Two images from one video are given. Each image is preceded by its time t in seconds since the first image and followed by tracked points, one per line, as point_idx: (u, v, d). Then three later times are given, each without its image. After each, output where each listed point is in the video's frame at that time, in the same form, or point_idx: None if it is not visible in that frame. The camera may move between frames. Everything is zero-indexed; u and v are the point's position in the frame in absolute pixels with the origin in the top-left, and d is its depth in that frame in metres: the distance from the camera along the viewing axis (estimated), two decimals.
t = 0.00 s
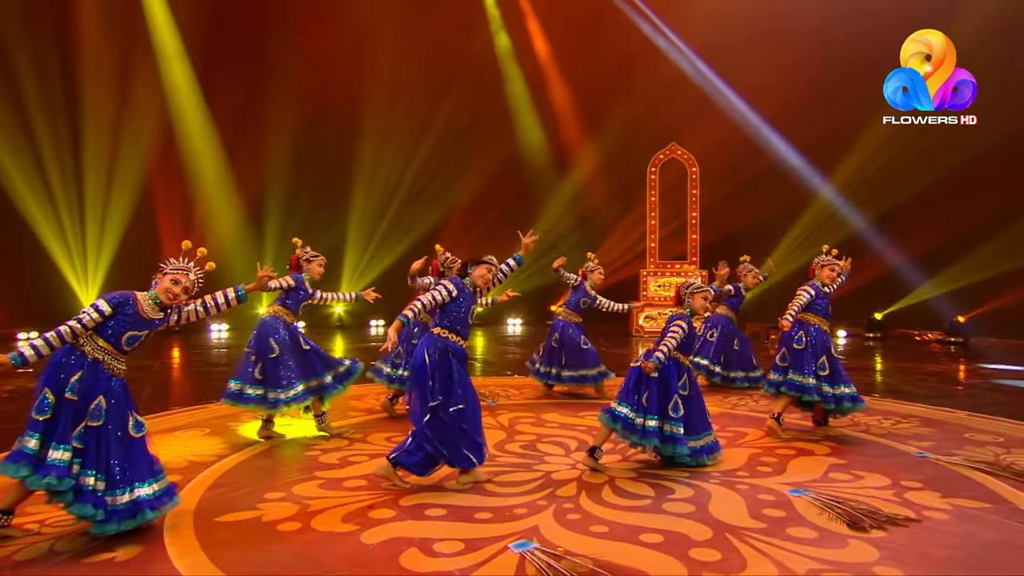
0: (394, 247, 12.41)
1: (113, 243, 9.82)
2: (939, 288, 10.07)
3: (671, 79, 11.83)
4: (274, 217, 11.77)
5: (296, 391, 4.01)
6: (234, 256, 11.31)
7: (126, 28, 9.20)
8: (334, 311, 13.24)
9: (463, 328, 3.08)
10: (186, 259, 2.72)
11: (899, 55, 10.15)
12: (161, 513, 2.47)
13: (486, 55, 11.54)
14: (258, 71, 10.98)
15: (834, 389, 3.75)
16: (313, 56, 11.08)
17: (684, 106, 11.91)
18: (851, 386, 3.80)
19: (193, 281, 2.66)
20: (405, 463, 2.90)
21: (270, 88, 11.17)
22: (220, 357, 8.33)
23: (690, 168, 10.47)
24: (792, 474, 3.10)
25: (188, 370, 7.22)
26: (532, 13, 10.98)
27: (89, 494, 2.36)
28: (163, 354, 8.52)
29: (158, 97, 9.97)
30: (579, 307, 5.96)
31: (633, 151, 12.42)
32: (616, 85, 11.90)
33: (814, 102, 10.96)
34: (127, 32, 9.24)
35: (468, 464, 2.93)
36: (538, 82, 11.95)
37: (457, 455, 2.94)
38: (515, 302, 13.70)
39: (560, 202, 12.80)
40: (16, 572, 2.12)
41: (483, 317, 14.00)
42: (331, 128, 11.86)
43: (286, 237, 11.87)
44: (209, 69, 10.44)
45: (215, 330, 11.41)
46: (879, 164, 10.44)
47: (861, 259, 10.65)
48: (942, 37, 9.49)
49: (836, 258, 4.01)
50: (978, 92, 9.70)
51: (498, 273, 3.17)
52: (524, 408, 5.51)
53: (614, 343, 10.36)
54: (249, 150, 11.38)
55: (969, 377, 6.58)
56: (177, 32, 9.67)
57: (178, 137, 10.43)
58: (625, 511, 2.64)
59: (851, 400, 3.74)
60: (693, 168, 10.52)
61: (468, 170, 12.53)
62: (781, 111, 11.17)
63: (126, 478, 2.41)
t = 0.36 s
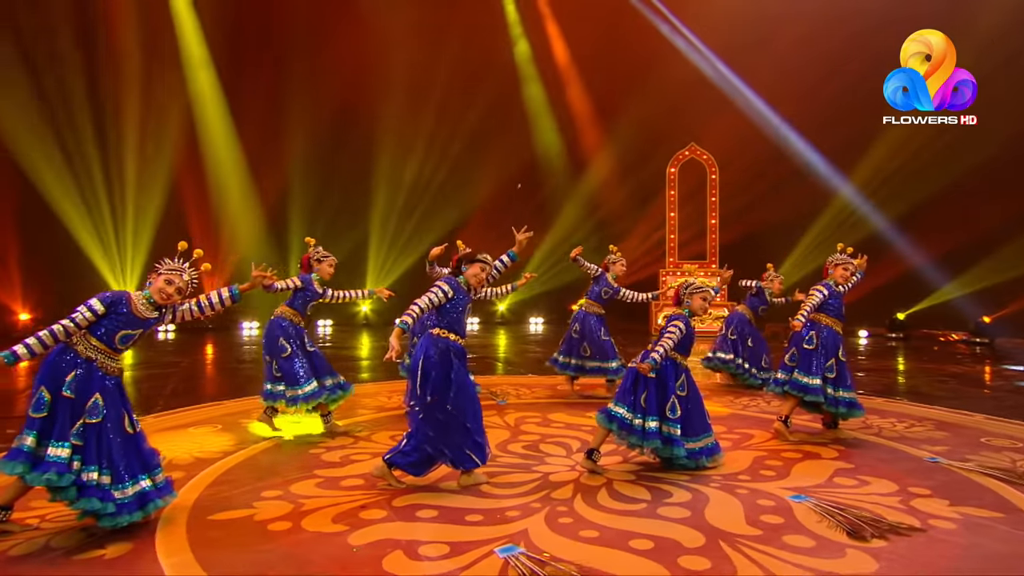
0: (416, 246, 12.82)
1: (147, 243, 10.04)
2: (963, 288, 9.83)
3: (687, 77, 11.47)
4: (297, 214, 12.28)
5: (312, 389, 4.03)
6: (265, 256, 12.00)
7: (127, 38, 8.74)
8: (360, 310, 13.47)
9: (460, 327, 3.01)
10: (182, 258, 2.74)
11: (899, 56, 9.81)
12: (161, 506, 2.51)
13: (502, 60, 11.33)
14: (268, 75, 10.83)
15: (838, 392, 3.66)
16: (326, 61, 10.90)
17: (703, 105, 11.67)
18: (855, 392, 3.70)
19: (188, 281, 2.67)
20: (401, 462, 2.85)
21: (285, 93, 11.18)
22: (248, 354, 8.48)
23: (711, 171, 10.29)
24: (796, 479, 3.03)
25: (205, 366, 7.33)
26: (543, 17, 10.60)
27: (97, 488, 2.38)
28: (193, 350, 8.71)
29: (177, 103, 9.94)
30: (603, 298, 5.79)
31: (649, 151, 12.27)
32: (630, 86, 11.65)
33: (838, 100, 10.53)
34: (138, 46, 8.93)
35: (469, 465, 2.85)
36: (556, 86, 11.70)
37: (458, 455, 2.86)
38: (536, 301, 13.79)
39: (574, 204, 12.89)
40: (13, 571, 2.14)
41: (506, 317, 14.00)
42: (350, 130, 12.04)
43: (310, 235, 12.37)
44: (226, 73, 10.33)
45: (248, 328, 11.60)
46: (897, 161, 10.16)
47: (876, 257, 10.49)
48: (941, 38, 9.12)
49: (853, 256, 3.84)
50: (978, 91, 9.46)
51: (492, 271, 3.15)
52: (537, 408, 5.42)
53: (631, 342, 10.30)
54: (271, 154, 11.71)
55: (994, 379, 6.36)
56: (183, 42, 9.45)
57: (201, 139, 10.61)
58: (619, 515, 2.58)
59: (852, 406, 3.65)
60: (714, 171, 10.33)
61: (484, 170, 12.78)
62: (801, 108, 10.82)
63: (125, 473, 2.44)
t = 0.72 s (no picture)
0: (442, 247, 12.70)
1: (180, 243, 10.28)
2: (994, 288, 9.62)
3: (708, 76, 11.30)
4: (323, 214, 12.28)
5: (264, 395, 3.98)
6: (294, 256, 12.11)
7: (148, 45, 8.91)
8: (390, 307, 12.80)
9: (458, 327, 2.99)
10: (181, 259, 2.83)
11: (899, 55, 9.88)
12: (157, 503, 2.60)
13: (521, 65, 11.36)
14: (286, 79, 10.95)
15: (851, 394, 3.53)
16: (343, 61, 10.98)
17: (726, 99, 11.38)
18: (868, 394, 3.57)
19: (186, 281, 2.75)
20: (398, 461, 2.86)
21: (303, 95, 11.26)
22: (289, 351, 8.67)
23: (733, 171, 10.16)
24: (803, 483, 2.96)
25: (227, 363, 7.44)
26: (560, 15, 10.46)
27: (80, 487, 2.48)
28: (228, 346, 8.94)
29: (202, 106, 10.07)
30: (602, 297, 5.72)
31: (669, 147, 11.91)
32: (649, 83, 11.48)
33: (861, 96, 10.36)
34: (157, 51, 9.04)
35: (464, 466, 2.85)
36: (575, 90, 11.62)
37: (451, 455, 2.87)
38: (562, 300, 13.34)
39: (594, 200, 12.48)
40: (14, 565, 2.18)
41: (532, 316, 13.47)
42: (372, 129, 12.08)
43: (337, 236, 12.41)
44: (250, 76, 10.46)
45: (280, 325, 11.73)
46: (922, 164, 10.03)
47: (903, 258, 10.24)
48: (942, 37, 9.23)
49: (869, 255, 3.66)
50: (978, 91, 9.56)
51: (495, 271, 3.09)
52: (548, 407, 5.34)
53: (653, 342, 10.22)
54: (294, 156, 11.77)
55: None
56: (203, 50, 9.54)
57: (230, 142, 10.75)
58: (613, 518, 2.54)
59: (864, 408, 3.53)
60: (736, 170, 10.18)
61: (505, 169, 12.51)
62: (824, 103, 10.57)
63: (115, 472, 2.52)
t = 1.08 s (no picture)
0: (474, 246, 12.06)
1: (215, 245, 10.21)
2: None
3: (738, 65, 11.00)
4: (354, 216, 11.82)
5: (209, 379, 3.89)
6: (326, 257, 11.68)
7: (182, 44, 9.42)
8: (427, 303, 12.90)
9: (460, 326, 2.98)
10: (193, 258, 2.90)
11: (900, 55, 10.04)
12: (163, 494, 2.67)
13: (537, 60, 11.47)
14: (309, 83, 11.07)
15: (871, 395, 3.39)
16: (367, 61, 11.14)
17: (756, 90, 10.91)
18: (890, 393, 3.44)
19: (196, 279, 2.82)
20: (402, 458, 2.91)
21: (327, 95, 11.25)
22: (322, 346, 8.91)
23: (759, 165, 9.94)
24: (812, 485, 2.88)
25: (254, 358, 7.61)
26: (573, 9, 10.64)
27: (91, 476, 2.58)
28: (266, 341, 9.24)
29: (236, 104, 10.35)
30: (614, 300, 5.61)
31: (696, 142, 11.53)
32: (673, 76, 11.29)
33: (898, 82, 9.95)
34: (193, 49, 9.58)
35: (465, 463, 2.89)
36: (595, 81, 11.57)
37: (453, 452, 2.91)
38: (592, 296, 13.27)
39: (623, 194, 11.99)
40: (25, 554, 2.26)
41: (560, 312, 13.29)
42: (398, 128, 11.79)
43: (367, 236, 11.94)
44: (274, 76, 10.67)
45: (318, 322, 11.78)
46: (955, 160, 9.80)
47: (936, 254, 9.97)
48: (942, 37, 9.53)
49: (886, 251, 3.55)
50: (978, 92, 9.66)
51: (500, 271, 3.08)
52: (563, 404, 5.29)
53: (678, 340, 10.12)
54: (323, 158, 11.46)
55: None
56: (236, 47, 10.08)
57: (262, 140, 10.81)
58: (611, 517, 2.51)
59: (887, 408, 3.39)
60: (762, 164, 9.96)
61: (534, 164, 12.10)
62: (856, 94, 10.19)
63: (125, 463, 2.60)
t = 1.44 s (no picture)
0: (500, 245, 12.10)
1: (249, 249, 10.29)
2: None
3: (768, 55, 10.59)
4: (382, 218, 11.79)
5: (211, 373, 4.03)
6: (359, 257, 11.80)
7: (195, 46, 9.26)
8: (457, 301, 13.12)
9: (462, 323, 2.99)
10: (206, 256, 2.98)
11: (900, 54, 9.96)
12: (177, 484, 2.74)
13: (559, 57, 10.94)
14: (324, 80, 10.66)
15: (884, 396, 3.31)
16: (387, 61, 10.75)
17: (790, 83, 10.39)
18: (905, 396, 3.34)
19: (208, 277, 2.89)
20: (405, 453, 2.94)
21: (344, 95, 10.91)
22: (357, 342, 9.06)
23: (783, 158, 9.75)
24: (817, 487, 2.83)
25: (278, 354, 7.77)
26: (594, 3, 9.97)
27: (108, 465, 2.66)
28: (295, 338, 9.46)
29: (269, 108, 10.40)
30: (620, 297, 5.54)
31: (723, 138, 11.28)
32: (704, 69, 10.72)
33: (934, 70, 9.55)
34: (215, 52, 9.47)
35: (467, 459, 2.89)
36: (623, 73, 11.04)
37: (456, 449, 2.91)
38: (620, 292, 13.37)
39: (648, 190, 11.79)
40: (39, 538, 2.35)
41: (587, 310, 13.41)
42: (419, 125, 11.48)
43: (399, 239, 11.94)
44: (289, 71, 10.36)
45: (351, 317, 11.92)
46: (985, 154, 9.67)
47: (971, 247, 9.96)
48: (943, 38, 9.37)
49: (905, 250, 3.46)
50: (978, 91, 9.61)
51: (504, 270, 3.07)
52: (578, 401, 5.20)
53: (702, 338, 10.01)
54: (345, 157, 11.25)
55: None
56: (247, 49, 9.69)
57: (290, 142, 10.78)
58: (607, 516, 2.50)
59: (900, 411, 3.29)
60: (786, 158, 9.79)
61: (555, 163, 11.92)
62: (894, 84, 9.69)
63: (140, 452, 2.68)
